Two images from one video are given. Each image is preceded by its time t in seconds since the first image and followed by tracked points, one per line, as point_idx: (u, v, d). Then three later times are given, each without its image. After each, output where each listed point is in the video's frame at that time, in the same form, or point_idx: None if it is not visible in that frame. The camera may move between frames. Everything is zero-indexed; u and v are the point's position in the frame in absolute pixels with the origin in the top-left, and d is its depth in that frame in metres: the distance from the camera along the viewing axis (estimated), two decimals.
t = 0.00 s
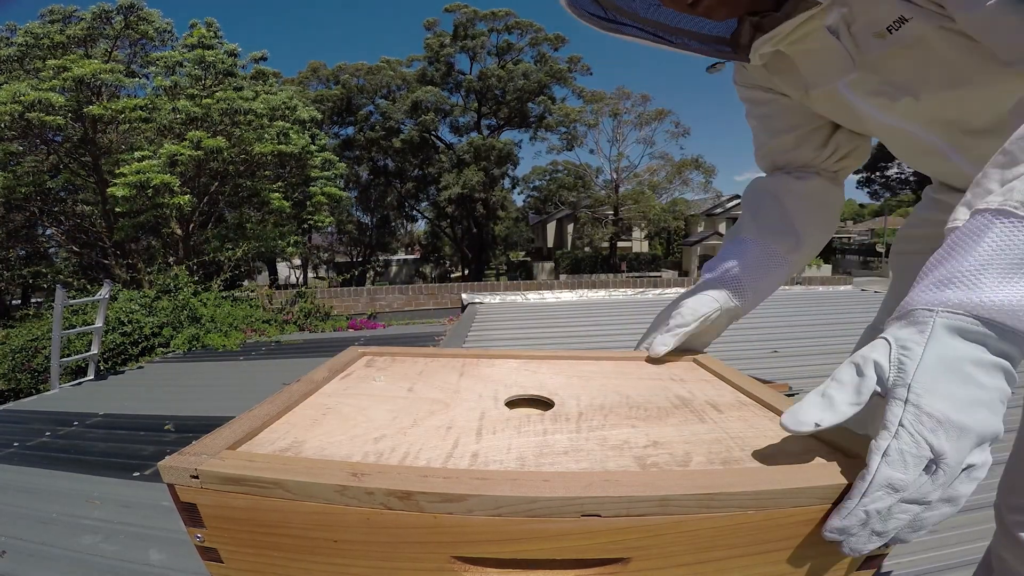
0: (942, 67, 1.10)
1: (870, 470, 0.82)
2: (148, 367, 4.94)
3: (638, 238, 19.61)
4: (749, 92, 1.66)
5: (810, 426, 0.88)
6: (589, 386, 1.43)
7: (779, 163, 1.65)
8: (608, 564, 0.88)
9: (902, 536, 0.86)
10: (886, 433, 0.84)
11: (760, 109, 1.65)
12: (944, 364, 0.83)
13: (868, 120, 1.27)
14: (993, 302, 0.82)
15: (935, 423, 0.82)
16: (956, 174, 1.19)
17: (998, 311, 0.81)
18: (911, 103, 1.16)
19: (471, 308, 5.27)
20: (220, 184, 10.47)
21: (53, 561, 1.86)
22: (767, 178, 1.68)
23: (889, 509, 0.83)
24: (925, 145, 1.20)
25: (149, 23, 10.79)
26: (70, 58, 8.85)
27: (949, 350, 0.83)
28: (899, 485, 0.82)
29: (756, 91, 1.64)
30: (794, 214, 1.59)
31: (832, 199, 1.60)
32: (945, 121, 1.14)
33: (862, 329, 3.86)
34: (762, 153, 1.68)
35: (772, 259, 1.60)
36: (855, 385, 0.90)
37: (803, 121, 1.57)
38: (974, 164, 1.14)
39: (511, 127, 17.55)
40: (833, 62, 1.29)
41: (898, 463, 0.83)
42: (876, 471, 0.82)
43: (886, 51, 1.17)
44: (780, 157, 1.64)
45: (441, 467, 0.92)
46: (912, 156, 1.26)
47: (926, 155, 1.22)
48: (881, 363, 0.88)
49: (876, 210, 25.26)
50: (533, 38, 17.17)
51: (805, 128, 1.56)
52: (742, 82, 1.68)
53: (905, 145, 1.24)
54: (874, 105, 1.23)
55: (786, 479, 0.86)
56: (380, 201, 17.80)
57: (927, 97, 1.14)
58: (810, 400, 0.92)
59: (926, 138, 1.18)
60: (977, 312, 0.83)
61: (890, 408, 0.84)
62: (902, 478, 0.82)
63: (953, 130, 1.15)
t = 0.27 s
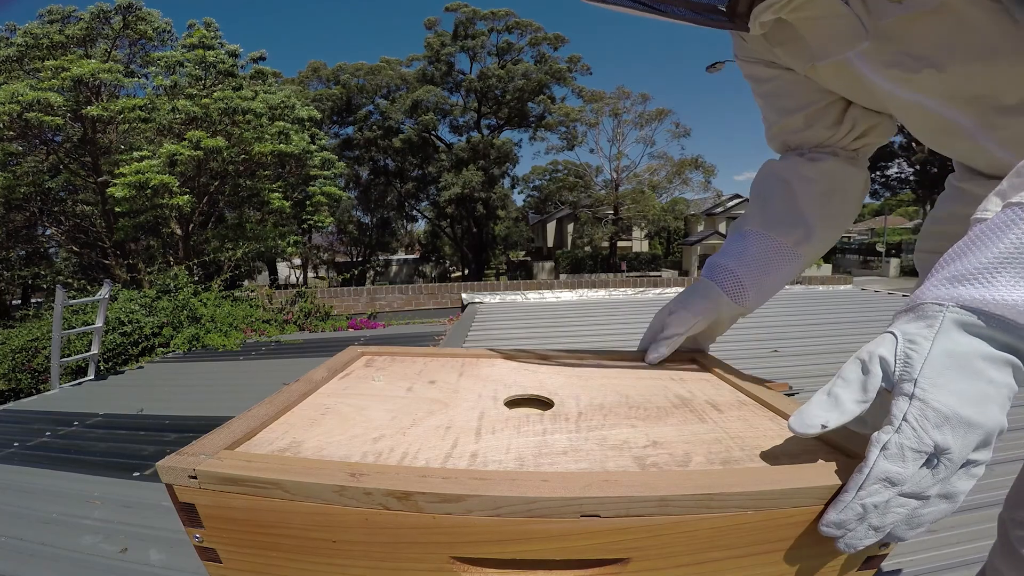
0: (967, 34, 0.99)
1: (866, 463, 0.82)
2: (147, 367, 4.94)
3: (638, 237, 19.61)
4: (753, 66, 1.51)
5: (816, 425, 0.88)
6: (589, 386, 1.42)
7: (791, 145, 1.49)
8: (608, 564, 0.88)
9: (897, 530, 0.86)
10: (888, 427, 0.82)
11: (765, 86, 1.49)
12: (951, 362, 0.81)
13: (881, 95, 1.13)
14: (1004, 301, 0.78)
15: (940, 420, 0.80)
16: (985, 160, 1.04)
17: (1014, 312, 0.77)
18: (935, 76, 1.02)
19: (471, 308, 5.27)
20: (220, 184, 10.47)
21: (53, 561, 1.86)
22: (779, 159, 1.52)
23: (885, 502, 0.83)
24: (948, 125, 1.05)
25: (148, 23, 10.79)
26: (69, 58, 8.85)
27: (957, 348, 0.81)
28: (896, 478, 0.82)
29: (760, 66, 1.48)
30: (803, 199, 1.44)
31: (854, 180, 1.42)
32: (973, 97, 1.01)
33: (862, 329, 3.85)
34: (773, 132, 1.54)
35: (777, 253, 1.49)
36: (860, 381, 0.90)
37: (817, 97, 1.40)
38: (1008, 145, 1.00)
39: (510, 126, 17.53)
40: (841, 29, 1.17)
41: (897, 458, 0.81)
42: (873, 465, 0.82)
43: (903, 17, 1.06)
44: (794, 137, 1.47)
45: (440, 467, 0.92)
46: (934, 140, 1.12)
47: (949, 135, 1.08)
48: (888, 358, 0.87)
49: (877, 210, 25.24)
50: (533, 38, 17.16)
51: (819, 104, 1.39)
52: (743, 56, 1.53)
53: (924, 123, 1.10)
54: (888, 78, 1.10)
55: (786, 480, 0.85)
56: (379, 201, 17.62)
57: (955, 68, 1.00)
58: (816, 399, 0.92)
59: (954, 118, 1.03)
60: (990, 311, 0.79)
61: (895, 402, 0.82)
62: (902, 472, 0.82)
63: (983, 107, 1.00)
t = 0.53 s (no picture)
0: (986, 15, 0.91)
1: (864, 452, 0.83)
2: (147, 367, 4.93)
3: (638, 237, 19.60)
4: (752, 55, 1.47)
5: (814, 421, 0.90)
6: (589, 386, 1.42)
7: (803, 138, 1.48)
8: (608, 565, 0.88)
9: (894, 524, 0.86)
10: (885, 417, 0.83)
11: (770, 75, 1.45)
12: (947, 351, 0.83)
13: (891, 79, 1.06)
14: (1002, 293, 0.81)
15: (939, 408, 0.81)
16: (998, 149, 0.97)
17: (1011, 303, 0.81)
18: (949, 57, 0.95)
19: (471, 308, 5.26)
20: (220, 184, 10.47)
21: (53, 561, 1.86)
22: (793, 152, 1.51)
23: (884, 492, 0.83)
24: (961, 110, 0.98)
25: (148, 23, 10.80)
26: (69, 58, 8.85)
27: (954, 338, 0.84)
28: (894, 469, 0.83)
29: (759, 54, 1.45)
30: (820, 197, 1.42)
31: (871, 173, 1.39)
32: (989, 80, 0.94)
33: (863, 328, 3.84)
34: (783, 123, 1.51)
35: (794, 256, 1.49)
36: (858, 376, 0.92)
37: (821, 85, 1.36)
38: None
39: (510, 126, 17.53)
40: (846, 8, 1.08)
41: (893, 447, 0.83)
42: (870, 454, 0.82)
43: None
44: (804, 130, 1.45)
45: (440, 467, 0.92)
46: (945, 127, 1.05)
47: (960, 121, 1.00)
48: (886, 351, 0.89)
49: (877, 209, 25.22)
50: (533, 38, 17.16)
51: (825, 93, 1.35)
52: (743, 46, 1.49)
53: (934, 109, 1.03)
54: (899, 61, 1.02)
55: (785, 479, 0.85)
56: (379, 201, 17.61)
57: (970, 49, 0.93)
58: (816, 394, 0.94)
59: (969, 104, 0.97)
60: (988, 302, 0.82)
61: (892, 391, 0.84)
62: (899, 462, 0.82)
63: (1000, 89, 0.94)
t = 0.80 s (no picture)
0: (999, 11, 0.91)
1: (864, 448, 0.83)
2: (147, 367, 4.93)
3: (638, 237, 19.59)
4: (754, 50, 1.47)
5: (818, 419, 0.90)
6: (588, 384, 1.42)
7: (809, 136, 1.48)
8: (608, 564, 0.88)
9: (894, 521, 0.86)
10: (888, 413, 0.84)
11: (772, 71, 1.46)
12: (954, 350, 0.83)
13: (898, 73, 1.06)
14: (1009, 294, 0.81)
15: (942, 406, 0.81)
16: (1004, 148, 0.97)
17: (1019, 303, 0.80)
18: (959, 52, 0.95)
19: (471, 308, 5.26)
20: (220, 184, 10.49)
21: (53, 561, 1.86)
22: (798, 151, 1.51)
23: (884, 489, 0.83)
24: (969, 106, 0.98)
25: (148, 23, 10.80)
26: (69, 58, 8.86)
27: (962, 337, 0.84)
28: (894, 465, 0.83)
29: (762, 49, 1.44)
30: (823, 197, 1.42)
31: (876, 172, 1.38)
32: (997, 76, 0.94)
33: (863, 328, 3.84)
34: (787, 120, 1.52)
35: (798, 259, 1.49)
36: (863, 374, 0.92)
37: (825, 82, 1.36)
38: None
39: (510, 126, 17.53)
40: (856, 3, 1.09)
41: (894, 443, 0.83)
42: (871, 450, 0.83)
43: None
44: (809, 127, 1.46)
45: (440, 466, 0.92)
46: (950, 122, 1.05)
47: (968, 120, 1.00)
48: (893, 349, 0.89)
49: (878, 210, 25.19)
50: (533, 38, 17.16)
51: (828, 90, 1.35)
52: (746, 43, 1.50)
53: (938, 104, 1.04)
54: (909, 54, 1.02)
55: (783, 477, 0.85)
56: (379, 201, 17.65)
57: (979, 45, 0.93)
58: (820, 393, 0.94)
59: (976, 98, 0.97)
60: (997, 302, 0.82)
61: (896, 388, 0.84)
62: (899, 458, 0.83)
63: (1011, 86, 0.93)
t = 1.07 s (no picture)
0: (1000, 11, 0.91)
1: (866, 443, 0.83)
2: (148, 367, 4.93)
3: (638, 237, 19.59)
4: (756, 50, 1.47)
5: (817, 412, 0.91)
6: (588, 382, 1.42)
7: (811, 135, 1.48)
8: (608, 565, 0.88)
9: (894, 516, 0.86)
10: (890, 407, 0.84)
11: (774, 72, 1.46)
12: (956, 344, 0.84)
13: (899, 72, 1.07)
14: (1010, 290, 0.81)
15: (944, 400, 0.82)
16: (1004, 147, 0.97)
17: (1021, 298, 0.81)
18: (959, 51, 0.95)
19: (471, 308, 5.26)
20: (220, 184, 10.49)
21: (53, 561, 1.86)
22: (800, 149, 1.51)
23: (886, 484, 0.83)
24: (969, 105, 0.98)
25: (149, 23, 10.81)
26: (70, 58, 8.86)
27: (964, 331, 0.84)
28: (897, 460, 0.83)
29: (764, 49, 1.44)
30: (826, 196, 1.42)
31: (879, 171, 1.38)
32: (999, 75, 0.94)
33: (862, 328, 3.84)
34: (789, 119, 1.52)
35: (800, 257, 1.48)
36: (864, 368, 0.92)
37: (826, 82, 1.36)
38: None
39: (510, 126, 17.52)
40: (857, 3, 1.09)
41: (896, 438, 0.83)
42: (872, 445, 0.83)
43: None
44: (810, 126, 1.46)
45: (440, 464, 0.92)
46: (950, 120, 1.05)
47: (967, 119, 1.00)
48: (894, 343, 0.89)
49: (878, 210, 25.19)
50: (533, 38, 17.15)
51: (829, 91, 1.36)
52: (747, 42, 1.50)
53: (939, 103, 1.04)
54: (910, 54, 1.03)
55: (783, 472, 0.85)
56: (379, 201, 17.65)
57: (980, 44, 0.93)
58: (820, 386, 0.95)
59: (976, 97, 0.96)
60: (999, 297, 0.82)
61: (897, 382, 0.84)
62: (901, 452, 0.83)
63: (1011, 84, 0.94)
